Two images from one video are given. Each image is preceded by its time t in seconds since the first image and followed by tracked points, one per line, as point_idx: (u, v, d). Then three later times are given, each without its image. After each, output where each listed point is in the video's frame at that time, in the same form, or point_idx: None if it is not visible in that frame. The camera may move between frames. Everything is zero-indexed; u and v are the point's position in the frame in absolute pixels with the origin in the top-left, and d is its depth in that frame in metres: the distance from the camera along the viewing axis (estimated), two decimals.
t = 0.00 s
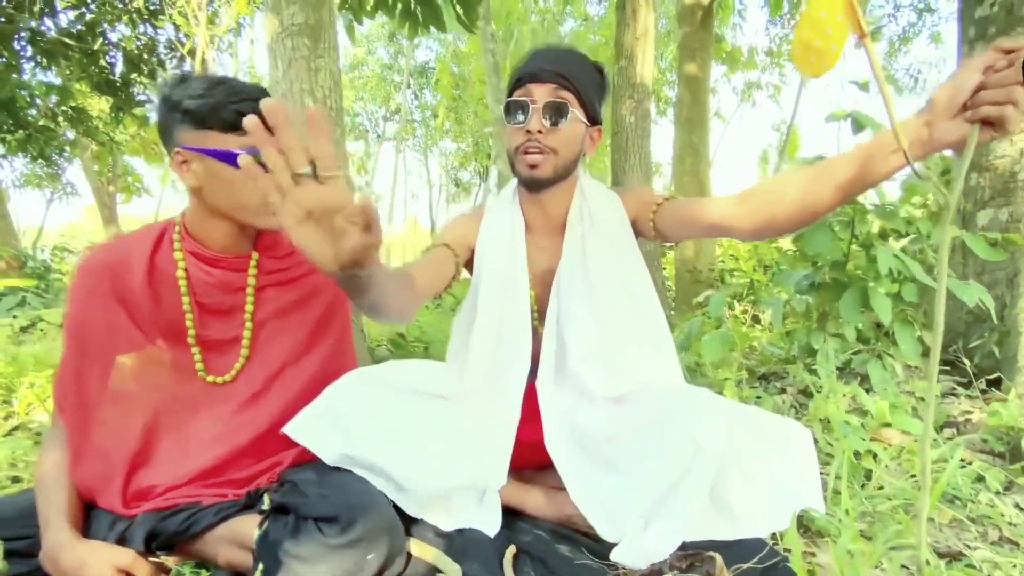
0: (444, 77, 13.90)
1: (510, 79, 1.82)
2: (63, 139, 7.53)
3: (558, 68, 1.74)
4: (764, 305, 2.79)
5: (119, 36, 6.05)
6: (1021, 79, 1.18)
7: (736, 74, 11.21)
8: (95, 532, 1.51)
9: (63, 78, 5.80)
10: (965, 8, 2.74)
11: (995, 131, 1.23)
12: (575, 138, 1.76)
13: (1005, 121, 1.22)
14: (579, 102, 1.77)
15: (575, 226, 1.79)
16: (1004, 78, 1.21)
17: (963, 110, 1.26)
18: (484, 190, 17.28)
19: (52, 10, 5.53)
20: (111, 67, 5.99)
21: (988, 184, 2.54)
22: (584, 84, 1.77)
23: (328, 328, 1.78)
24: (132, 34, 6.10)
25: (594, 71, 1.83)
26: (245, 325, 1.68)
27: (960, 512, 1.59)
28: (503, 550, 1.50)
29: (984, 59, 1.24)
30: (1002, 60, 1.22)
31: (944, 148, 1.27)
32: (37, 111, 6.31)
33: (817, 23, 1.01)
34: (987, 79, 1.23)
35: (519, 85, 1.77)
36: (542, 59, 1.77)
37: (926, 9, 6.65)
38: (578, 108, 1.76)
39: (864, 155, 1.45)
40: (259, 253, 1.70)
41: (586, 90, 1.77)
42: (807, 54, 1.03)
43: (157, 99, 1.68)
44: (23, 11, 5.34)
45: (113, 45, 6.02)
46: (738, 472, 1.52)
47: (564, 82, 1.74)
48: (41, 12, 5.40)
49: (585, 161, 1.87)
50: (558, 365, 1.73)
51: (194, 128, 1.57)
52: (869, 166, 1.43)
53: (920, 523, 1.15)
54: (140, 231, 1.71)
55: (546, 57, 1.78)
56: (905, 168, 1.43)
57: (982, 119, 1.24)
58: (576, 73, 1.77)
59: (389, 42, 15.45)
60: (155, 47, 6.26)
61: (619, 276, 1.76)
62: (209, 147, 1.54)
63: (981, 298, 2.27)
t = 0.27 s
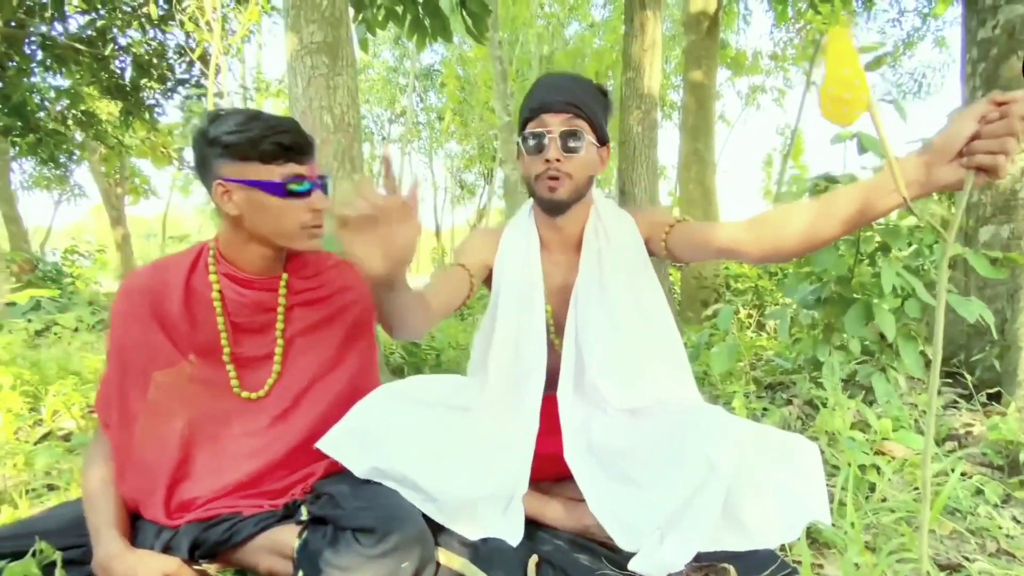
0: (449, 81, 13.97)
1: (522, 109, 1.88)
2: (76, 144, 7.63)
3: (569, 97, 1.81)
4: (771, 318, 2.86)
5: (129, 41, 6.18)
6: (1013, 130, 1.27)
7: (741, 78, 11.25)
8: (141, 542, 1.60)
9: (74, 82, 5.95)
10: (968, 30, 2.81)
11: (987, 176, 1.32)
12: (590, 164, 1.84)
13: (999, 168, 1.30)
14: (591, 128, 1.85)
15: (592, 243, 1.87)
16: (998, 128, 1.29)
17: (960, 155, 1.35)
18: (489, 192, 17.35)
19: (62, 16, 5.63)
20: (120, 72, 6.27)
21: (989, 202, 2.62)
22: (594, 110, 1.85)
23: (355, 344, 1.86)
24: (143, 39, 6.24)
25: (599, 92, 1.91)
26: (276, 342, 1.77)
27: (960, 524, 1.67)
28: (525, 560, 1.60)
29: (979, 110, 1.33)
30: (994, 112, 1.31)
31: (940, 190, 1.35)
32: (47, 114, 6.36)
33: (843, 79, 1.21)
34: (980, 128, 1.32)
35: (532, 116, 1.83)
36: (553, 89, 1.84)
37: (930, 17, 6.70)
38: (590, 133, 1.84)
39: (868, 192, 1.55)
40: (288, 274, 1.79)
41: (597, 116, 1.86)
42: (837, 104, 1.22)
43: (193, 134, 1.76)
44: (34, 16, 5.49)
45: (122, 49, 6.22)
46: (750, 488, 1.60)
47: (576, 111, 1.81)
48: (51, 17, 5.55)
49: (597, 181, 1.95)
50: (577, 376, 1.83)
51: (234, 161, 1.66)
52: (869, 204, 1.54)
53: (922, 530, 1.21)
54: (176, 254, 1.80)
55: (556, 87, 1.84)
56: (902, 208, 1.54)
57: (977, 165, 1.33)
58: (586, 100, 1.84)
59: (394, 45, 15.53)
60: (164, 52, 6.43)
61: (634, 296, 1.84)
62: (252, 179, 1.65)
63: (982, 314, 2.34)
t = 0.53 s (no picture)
0: (453, 82, 14.02)
1: (536, 150, 1.87)
2: (84, 147, 7.70)
3: (587, 143, 1.83)
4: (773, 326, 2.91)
5: (135, 44, 6.24)
6: (992, 161, 1.31)
7: (744, 80, 11.27)
8: (164, 546, 1.66)
9: (80, 84, 5.90)
10: (968, 42, 2.86)
11: (968, 203, 1.37)
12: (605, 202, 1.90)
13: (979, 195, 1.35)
14: (605, 167, 1.89)
15: (594, 260, 1.94)
16: (978, 158, 1.34)
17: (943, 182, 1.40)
18: (492, 192, 17.40)
19: (69, 18, 5.72)
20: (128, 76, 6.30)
21: (988, 212, 2.66)
22: (607, 147, 1.88)
23: (367, 355, 1.92)
24: (149, 42, 6.32)
25: (605, 115, 1.92)
26: (290, 352, 1.83)
27: (954, 532, 1.72)
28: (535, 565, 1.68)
29: (960, 139, 1.37)
30: (975, 141, 1.35)
31: (925, 216, 1.41)
32: (54, 117, 6.27)
33: (818, 121, 1.21)
34: (962, 158, 1.36)
35: (549, 162, 1.83)
36: (566, 130, 1.84)
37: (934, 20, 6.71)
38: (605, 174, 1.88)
39: (862, 213, 1.59)
40: (301, 287, 1.85)
41: (609, 151, 1.89)
42: (813, 145, 1.22)
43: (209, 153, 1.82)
44: (41, 19, 5.61)
45: (128, 52, 6.26)
46: (751, 491, 1.66)
47: (594, 155, 1.84)
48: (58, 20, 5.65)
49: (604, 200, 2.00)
50: (581, 387, 1.88)
51: (239, 180, 1.72)
52: (862, 224, 1.58)
53: (913, 541, 1.26)
54: (195, 268, 1.86)
55: (570, 129, 1.84)
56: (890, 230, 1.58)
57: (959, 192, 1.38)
58: (600, 139, 1.87)
59: (398, 45, 15.58)
60: (170, 55, 6.50)
61: (637, 307, 1.89)
62: (254, 198, 1.71)
63: (979, 324, 2.39)
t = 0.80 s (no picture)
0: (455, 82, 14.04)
1: (542, 161, 1.89)
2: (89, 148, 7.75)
3: (594, 155, 1.86)
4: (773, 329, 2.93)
5: (138, 45, 6.29)
6: (987, 172, 1.33)
7: (746, 80, 11.28)
8: (171, 547, 1.69)
9: (84, 85, 6.13)
10: (968, 47, 2.87)
11: (963, 213, 1.38)
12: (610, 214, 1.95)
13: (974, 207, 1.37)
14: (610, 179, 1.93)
15: (596, 267, 1.97)
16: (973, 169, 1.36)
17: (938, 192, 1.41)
18: (494, 192, 17.42)
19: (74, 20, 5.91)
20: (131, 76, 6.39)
21: (987, 217, 2.68)
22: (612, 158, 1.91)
23: (371, 361, 1.95)
24: (153, 43, 6.36)
25: (608, 125, 1.95)
26: (295, 358, 1.86)
27: (951, 536, 1.75)
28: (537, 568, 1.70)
29: (956, 150, 1.39)
30: (970, 153, 1.36)
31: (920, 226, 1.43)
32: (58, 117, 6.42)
33: (813, 133, 1.22)
34: (957, 168, 1.38)
35: (555, 174, 1.86)
36: (572, 143, 1.86)
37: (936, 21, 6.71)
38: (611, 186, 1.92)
39: (862, 222, 1.60)
40: (304, 294, 1.88)
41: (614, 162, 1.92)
42: (806, 157, 1.23)
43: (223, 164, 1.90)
44: (45, 20, 5.73)
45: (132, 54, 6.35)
46: (750, 497, 1.67)
47: (600, 167, 1.87)
48: (62, 21, 5.81)
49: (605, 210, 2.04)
50: (582, 392, 1.91)
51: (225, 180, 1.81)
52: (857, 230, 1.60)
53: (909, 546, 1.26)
54: (203, 274, 1.89)
55: (577, 140, 1.87)
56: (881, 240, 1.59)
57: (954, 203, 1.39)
58: (605, 150, 1.89)
59: (400, 45, 15.61)
60: (174, 55, 6.52)
61: (637, 313, 1.92)
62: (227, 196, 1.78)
63: (978, 328, 2.41)
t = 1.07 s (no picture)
0: (454, 79, 14.01)
1: (541, 159, 1.85)
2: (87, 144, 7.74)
3: (594, 154, 1.82)
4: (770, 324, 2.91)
5: (136, 41, 6.26)
6: (986, 160, 1.29)
7: (746, 77, 11.26)
8: (161, 541, 1.68)
9: (82, 81, 6.17)
10: (967, 40, 2.85)
11: (963, 203, 1.34)
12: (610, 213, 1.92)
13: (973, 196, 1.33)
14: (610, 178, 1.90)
15: (594, 266, 1.94)
16: (972, 157, 1.32)
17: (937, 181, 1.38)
18: (494, 189, 17.40)
19: (71, 16, 5.78)
20: (129, 72, 6.32)
21: (986, 211, 2.66)
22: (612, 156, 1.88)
23: (364, 356, 1.92)
24: (151, 39, 6.30)
25: (606, 120, 1.91)
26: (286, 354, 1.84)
27: (947, 530, 1.74)
28: (527, 561, 1.66)
29: (955, 138, 1.35)
30: (969, 141, 1.32)
31: (919, 216, 1.41)
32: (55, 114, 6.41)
33: (823, 114, 1.17)
34: (956, 157, 1.35)
35: (554, 174, 1.83)
36: (571, 142, 1.82)
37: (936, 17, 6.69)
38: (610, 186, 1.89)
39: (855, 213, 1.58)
40: (295, 292, 1.85)
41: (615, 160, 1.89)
42: (819, 139, 1.18)
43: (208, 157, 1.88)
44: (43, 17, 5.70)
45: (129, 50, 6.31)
46: (745, 493, 1.66)
47: (600, 167, 1.83)
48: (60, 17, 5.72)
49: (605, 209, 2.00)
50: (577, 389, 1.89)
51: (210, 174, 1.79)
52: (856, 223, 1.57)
53: (903, 540, 1.26)
54: (194, 268, 1.86)
55: (576, 139, 1.83)
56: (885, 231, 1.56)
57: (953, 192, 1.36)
58: (605, 149, 1.86)
59: (399, 42, 15.57)
60: (172, 52, 6.45)
61: (634, 308, 1.90)
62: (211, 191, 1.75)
63: (975, 322, 2.39)
